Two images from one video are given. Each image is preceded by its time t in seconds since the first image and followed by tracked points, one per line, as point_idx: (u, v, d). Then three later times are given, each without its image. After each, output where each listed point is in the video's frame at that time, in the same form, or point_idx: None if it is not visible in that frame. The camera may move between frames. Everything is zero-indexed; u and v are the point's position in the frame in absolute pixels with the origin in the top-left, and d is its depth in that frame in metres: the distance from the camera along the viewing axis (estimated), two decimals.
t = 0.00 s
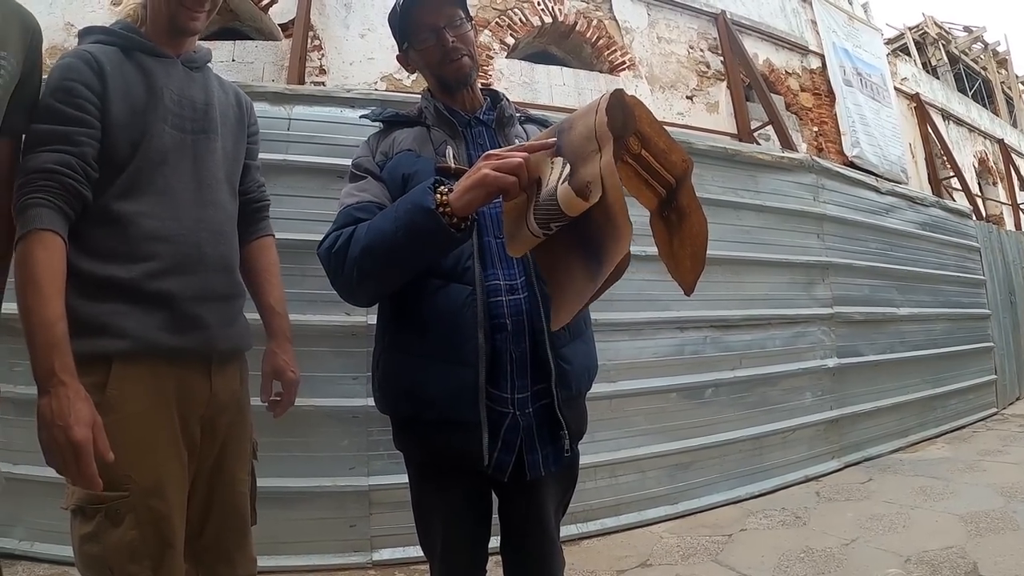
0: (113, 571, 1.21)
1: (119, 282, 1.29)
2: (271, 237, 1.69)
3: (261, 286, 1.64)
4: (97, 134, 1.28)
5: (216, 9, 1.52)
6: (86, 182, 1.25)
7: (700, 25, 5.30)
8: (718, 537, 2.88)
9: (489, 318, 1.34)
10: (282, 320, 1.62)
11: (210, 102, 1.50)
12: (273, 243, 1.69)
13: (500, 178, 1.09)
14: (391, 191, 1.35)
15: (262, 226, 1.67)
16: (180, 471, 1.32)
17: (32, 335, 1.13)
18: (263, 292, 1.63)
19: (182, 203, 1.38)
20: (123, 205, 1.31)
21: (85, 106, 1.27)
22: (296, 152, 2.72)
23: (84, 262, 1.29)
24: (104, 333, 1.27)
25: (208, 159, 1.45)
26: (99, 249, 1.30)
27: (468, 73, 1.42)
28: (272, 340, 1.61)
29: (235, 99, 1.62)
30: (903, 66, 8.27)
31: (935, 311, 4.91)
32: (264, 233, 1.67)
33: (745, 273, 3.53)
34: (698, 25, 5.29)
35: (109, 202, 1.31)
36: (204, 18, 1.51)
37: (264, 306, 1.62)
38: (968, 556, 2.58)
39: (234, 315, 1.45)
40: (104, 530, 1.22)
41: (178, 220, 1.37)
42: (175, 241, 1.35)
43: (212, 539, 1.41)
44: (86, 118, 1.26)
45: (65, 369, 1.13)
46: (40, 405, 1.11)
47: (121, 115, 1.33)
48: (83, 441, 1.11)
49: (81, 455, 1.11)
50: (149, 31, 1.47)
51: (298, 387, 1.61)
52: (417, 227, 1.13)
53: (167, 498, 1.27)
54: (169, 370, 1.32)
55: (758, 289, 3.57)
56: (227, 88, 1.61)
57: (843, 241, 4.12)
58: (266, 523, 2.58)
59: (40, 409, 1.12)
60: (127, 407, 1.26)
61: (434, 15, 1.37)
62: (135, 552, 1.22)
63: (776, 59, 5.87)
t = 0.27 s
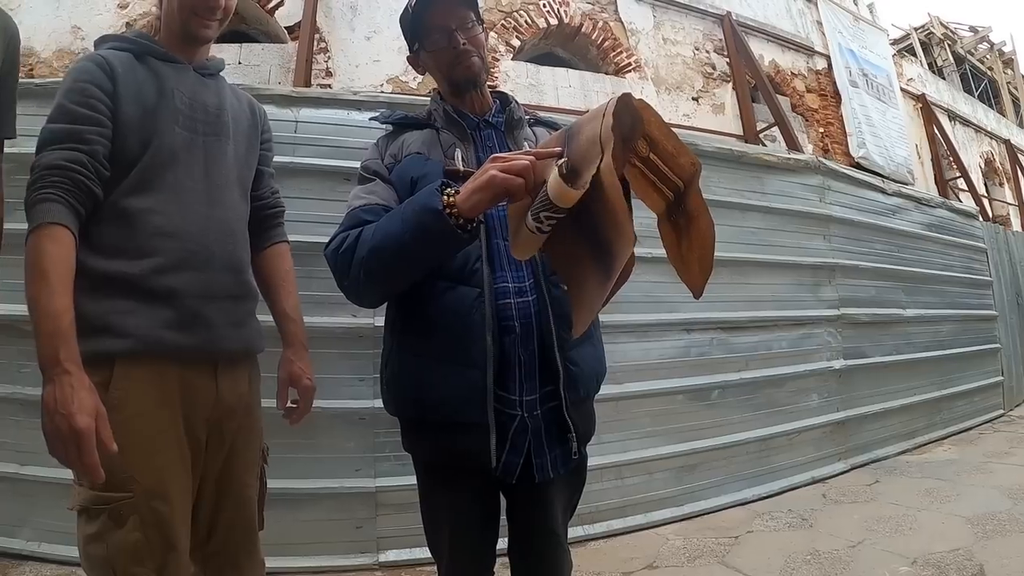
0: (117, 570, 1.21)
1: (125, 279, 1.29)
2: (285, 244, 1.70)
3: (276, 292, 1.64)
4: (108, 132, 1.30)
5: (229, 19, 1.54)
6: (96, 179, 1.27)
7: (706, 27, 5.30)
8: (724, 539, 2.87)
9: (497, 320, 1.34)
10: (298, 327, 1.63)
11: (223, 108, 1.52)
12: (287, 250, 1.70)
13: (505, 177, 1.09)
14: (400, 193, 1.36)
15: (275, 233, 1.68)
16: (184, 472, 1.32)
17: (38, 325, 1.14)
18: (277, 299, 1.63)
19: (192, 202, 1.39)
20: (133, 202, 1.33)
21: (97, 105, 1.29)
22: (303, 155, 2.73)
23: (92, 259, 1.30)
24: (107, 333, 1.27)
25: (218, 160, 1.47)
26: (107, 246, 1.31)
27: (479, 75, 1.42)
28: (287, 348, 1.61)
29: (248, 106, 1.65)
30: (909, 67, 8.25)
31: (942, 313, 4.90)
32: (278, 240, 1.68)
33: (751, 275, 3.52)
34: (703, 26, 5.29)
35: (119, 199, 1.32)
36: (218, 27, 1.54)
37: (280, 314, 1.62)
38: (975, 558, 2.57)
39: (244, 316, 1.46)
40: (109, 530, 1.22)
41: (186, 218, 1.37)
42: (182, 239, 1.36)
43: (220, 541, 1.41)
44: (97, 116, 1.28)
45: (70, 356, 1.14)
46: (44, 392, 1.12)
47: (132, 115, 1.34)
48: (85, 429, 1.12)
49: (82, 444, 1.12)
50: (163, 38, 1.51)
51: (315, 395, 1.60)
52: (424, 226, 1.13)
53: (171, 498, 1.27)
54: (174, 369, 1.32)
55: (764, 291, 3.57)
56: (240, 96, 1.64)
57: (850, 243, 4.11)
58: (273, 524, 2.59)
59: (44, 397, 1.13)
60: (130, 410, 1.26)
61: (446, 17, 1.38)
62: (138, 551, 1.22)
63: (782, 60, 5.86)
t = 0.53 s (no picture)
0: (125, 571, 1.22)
1: (136, 282, 1.31)
2: (302, 251, 1.71)
3: (293, 299, 1.65)
4: (122, 139, 1.31)
5: (245, 29, 1.57)
6: (111, 185, 1.29)
7: (714, 31, 5.31)
8: (733, 543, 2.87)
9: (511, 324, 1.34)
10: (313, 335, 1.64)
11: (238, 115, 1.54)
12: (304, 257, 1.71)
13: (519, 182, 1.10)
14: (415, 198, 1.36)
15: (293, 240, 1.70)
16: (192, 476, 1.32)
17: (48, 327, 1.16)
18: (294, 306, 1.65)
19: (204, 208, 1.41)
20: (146, 207, 1.34)
21: (113, 113, 1.30)
22: (314, 160, 2.75)
23: (105, 263, 1.31)
24: (116, 335, 1.28)
25: (232, 167, 1.48)
26: (120, 250, 1.32)
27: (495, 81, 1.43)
28: (301, 355, 1.63)
29: (264, 114, 1.66)
30: (918, 70, 8.22)
31: (952, 317, 4.88)
32: (295, 247, 1.70)
33: (760, 279, 3.52)
34: (711, 30, 5.29)
35: (133, 205, 1.34)
36: (234, 37, 1.56)
37: (297, 322, 1.63)
38: (986, 563, 2.56)
39: (257, 321, 1.47)
40: (117, 532, 1.23)
41: (198, 223, 1.39)
42: (194, 244, 1.37)
43: (232, 545, 1.42)
44: (112, 124, 1.29)
45: (79, 358, 1.16)
46: (53, 393, 1.14)
47: (146, 122, 1.36)
48: (90, 429, 1.13)
49: (88, 444, 1.13)
50: (181, 49, 1.54)
51: (328, 404, 1.62)
52: (439, 227, 1.14)
53: (180, 501, 1.28)
54: (182, 372, 1.33)
55: (773, 295, 3.56)
56: (257, 105, 1.66)
57: (859, 247, 4.09)
58: (284, 528, 2.60)
59: (51, 396, 1.14)
60: (139, 411, 1.27)
61: (463, 23, 1.39)
62: (146, 554, 1.23)
63: (791, 64, 5.86)
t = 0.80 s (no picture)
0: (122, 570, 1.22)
1: (133, 283, 1.31)
2: (303, 253, 1.72)
3: (293, 301, 1.66)
4: (120, 142, 1.32)
5: (245, 33, 1.57)
6: (108, 188, 1.29)
7: (711, 31, 5.32)
8: (732, 542, 2.87)
9: (511, 324, 1.35)
10: (313, 337, 1.64)
11: (238, 118, 1.54)
12: (305, 258, 1.72)
13: (517, 174, 1.11)
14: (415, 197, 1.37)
15: (295, 242, 1.70)
16: (188, 476, 1.33)
17: (45, 328, 1.16)
18: (294, 308, 1.65)
19: (202, 210, 1.41)
20: (144, 210, 1.35)
21: (110, 116, 1.31)
22: (313, 161, 2.75)
23: (103, 265, 1.32)
24: (113, 335, 1.29)
25: (230, 168, 1.48)
26: (118, 252, 1.33)
27: (494, 80, 1.43)
28: (301, 357, 1.63)
29: (265, 116, 1.67)
30: (915, 69, 8.24)
31: (949, 315, 4.89)
32: (297, 248, 1.70)
33: (758, 278, 3.53)
34: (709, 30, 5.30)
35: (131, 208, 1.35)
36: (235, 40, 1.56)
37: (298, 325, 1.64)
38: (983, 560, 2.57)
39: (256, 322, 1.47)
40: (113, 530, 1.23)
41: (195, 224, 1.39)
42: (191, 246, 1.38)
43: (232, 545, 1.42)
44: (109, 127, 1.30)
45: (75, 360, 1.16)
46: (49, 393, 1.14)
47: (143, 125, 1.37)
48: (84, 430, 1.14)
49: (82, 444, 1.13)
50: (183, 54, 1.55)
51: (328, 406, 1.62)
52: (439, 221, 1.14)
53: (176, 502, 1.28)
54: (178, 373, 1.34)
55: (771, 294, 3.57)
56: (258, 107, 1.66)
57: (856, 246, 4.10)
58: (284, 528, 2.60)
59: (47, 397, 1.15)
60: (137, 411, 1.28)
61: (464, 24, 1.40)
62: (142, 553, 1.23)
63: (788, 63, 5.87)
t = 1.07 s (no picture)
0: None
1: (131, 292, 1.32)
2: (303, 261, 1.72)
3: (292, 311, 1.65)
4: (119, 151, 1.32)
5: (246, 41, 1.57)
6: (107, 197, 1.29)
7: (710, 40, 5.35)
8: (731, 551, 2.87)
9: (508, 335, 1.35)
10: (311, 347, 1.63)
11: (237, 126, 1.55)
12: (304, 267, 1.72)
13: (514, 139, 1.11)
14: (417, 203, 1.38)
15: (295, 250, 1.71)
16: (184, 485, 1.32)
17: (44, 336, 1.16)
18: (293, 317, 1.65)
19: (201, 218, 1.41)
20: (143, 218, 1.35)
21: (110, 126, 1.32)
22: (313, 169, 2.76)
23: (102, 273, 1.32)
24: (112, 344, 1.29)
25: (229, 177, 1.48)
26: (117, 261, 1.33)
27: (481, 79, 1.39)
28: (299, 366, 1.62)
29: (265, 124, 1.67)
30: (913, 78, 8.28)
31: (948, 324, 4.89)
32: (297, 257, 1.71)
33: (757, 288, 3.53)
34: (708, 40, 5.33)
35: (130, 216, 1.35)
36: (235, 48, 1.56)
37: (297, 335, 1.64)
38: (982, 570, 2.56)
39: (254, 330, 1.47)
40: (107, 539, 1.22)
41: (194, 233, 1.39)
42: (190, 254, 1.38)
43: (228, 555, 1.42)
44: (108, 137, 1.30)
45: (73, 369, 1.16)
46: (47, 403, 1.14)
47: (143, 134, 1.37)
48: (82, 439, 1.13)
49: (80, 454, 1.13)
50: (184, 63, 1.56)
51: (326, 415, 1.62)
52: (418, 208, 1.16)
53: (172, 510, 1.28)
54: (176, 382, 1.34)
55: (770, 303, 3.57)
56: (257, 115, 1.66)
57: (855, 256, 4.11)
58: (281, 537, 2.59)
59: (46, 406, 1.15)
60: (134, 419, 1.28)
61: (452, 28, 1.40)
62: (138, 563, 1.22)
63: (787, 73, 5.90)
